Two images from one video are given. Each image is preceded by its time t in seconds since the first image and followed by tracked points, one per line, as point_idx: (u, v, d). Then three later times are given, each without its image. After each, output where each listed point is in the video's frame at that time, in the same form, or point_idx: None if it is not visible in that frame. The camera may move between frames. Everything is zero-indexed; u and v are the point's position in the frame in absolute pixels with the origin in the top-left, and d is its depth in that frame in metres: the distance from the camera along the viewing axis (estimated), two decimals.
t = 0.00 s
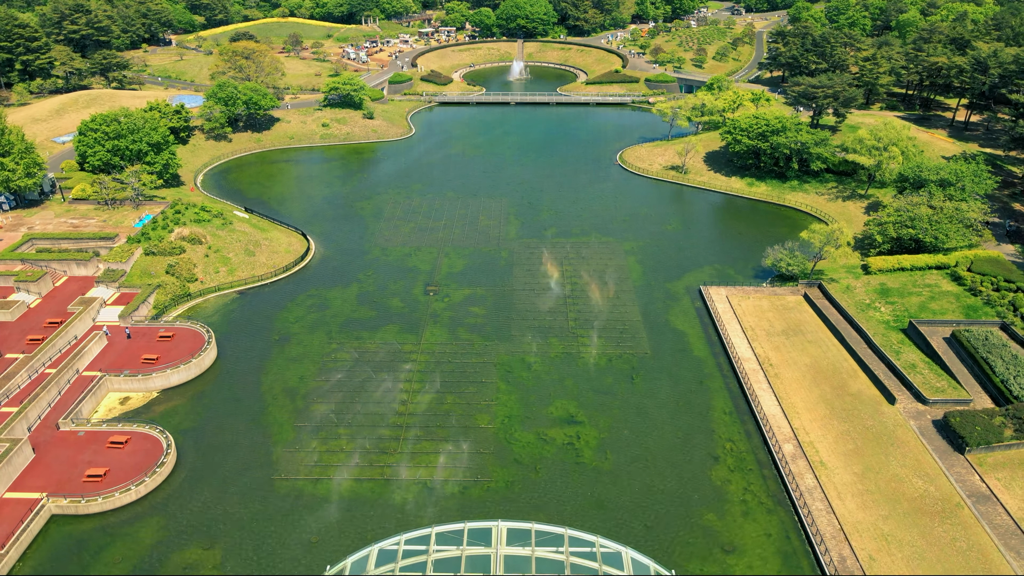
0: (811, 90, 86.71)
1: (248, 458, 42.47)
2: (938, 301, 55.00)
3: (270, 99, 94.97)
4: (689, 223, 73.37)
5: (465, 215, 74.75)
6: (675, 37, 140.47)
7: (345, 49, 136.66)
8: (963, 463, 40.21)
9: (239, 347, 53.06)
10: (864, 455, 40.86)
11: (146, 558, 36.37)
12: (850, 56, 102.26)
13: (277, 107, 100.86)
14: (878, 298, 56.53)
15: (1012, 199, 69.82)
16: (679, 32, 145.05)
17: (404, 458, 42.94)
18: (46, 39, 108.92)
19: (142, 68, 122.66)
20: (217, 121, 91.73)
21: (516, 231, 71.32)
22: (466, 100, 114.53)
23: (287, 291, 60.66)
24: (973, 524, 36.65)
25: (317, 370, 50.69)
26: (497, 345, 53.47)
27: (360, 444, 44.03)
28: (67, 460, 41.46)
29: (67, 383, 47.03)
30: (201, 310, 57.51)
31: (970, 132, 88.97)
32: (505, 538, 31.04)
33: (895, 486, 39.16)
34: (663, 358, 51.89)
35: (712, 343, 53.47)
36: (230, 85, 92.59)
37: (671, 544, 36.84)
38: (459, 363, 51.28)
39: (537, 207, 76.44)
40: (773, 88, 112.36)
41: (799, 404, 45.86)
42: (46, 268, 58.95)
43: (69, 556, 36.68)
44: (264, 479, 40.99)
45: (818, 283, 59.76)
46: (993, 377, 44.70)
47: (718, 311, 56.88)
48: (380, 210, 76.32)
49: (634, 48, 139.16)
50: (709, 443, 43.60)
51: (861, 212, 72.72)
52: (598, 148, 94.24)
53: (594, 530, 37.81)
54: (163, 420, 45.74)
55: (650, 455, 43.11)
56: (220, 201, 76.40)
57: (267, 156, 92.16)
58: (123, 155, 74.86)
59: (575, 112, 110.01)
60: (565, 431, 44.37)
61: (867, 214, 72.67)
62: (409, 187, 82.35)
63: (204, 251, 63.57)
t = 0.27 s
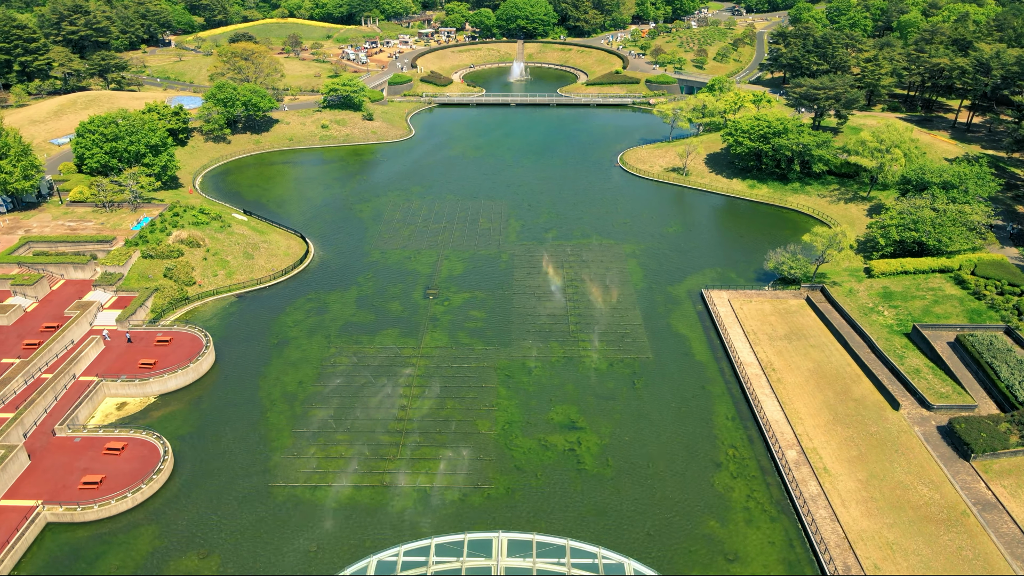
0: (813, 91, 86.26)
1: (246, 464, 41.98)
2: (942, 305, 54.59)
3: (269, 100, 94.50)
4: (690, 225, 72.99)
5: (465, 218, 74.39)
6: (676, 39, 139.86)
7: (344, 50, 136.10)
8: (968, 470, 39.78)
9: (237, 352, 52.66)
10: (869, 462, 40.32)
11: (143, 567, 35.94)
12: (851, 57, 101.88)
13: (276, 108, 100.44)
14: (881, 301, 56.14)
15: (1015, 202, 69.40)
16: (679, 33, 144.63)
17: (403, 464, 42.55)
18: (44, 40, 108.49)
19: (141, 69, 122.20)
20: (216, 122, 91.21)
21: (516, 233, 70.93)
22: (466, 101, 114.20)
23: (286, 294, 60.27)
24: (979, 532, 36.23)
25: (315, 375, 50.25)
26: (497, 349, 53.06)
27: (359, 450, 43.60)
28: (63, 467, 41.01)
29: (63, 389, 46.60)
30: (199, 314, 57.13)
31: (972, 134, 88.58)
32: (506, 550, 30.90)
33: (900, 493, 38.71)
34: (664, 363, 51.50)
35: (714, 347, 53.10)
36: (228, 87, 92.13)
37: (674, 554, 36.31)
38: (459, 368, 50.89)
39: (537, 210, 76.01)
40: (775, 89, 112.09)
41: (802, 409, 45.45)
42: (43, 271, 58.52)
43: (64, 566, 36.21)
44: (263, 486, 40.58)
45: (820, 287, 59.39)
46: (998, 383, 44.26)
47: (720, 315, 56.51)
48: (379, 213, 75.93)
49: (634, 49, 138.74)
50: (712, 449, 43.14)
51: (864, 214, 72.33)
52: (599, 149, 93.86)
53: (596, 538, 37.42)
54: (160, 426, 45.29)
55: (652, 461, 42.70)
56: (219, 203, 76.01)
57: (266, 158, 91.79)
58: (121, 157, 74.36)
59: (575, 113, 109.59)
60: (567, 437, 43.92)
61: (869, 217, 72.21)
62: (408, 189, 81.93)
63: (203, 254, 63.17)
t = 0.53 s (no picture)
0: (814, 93, 85.79)
1: (245, 474, 41.66)
2: (945, 309, 54.18)
3: (268, 101, 94.13)
4: (691, 229, 72.59)
5: (465, 221, 74.00)
6: (677, 40, 139.47)
7: (344, 52, 135.64)
8: (973, 478, 39.37)
9: (236, 357, 52.26)
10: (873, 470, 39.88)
11: None
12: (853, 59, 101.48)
13: (276, 109, 100.05)
14: (884, 305, 55.73)
15: (1018, 205, 68.91)
16: (680, 34, 144.27)
17: (403, 471, 42.12)
18: (42, 41, 108.10)
19: (140, 70, 121.75)
20: (214, 124, 90.80)
21: (517, 236, 70.54)
22: (466, 103, 113.80)
23: (284, 298, 59.88)
24: (985, 540, 35.82)
25: (314, 380, 49.82)
26: (497, 354, 52.69)
27: (358, 457, 43.17)
28: (59, 474, 40.59)
29: (60, 395, 46.17)
30: (197, 318, 56.73)
31: (974, 136, 88.16)
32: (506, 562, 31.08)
33: (905, 501, 38.29)
34: (666, 368, 51.10)
35: (716, 352, 52.71)
36: (227, 88, 91.82)
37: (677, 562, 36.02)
38: (459, 373, 50.52)
39: (537, 212, 75.63)
40: (776, 91, 111.72)
41: (805, 415, 45.04)
42: (40, 275, 58.12)
43: None
44: (261, 495, 40.18)
45: (823, 291, 59.00)
46: (1003, 389, 43.89)
47: (722, 320, 56.11)
48: (379, 216, 75.56)
49: (635, 50, 138.26)
50: (714, 458, 42.77)
51: (866, 217, 71.92)
52: (599, 151, 93.48)
53: (597, 547, 37.06)
54: (158, 432, 44.88)
55: (654, 468, 42.28)
56: (218, 206, 75.63)
57: (265, 160, 91.42)
58: (119, 159, 73.90)
59: (576, 115, 109.18)
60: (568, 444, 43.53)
61: (872, 219, 71.77)
62: (408, 191, 81.56)
63: (201, 257, 62.80)
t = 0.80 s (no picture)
0: (816, 94, 85.50)
1: (242, 481, 41.26)
2: (949, 313, 53.80)
3: (267, 103, 93.76)
4: (693, 231, 72.20)
5: (465, 223, 73.61)
6: (677, 41, 139.11)
7: (343, 52, 135.17)
8: (979, 485, 38.94)
9: (234, 361, 51.83)
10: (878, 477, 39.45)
11: None
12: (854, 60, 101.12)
13: (275, 111, 99.60)
14: (887, 310, 55.35)
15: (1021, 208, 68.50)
16: (680, 35, 143.89)
17: (402, 478, 41.71)
18: (41, 42, 107.71)
19: (139, 71, 121.38)
20: (213, 126, 90.34)
21: (517, 239, 70.14)
22: (466, 104, 113.45)
23: (283, 302, 59.49)
24: (992, 549, 35.40)
25: (313, 385, 49.42)
26: (497, 359, 52.28)
27: (358, 463, 42.75)
28: (55, 481, 40.15)
29: (56, 400, 45.74)
30: (195, 322, 56.29)
31: (976, 137, 87.79)
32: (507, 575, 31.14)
33: (909, 509, 37.86)
34: (668, 373, 50.68)
35: (718, 356, 52.30)
36: (226, 90, 91.44)
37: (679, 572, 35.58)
38: (459, 378, 50.10)
39: (538, 215, 75.24)
40: (777, 92, 111.35)
41: (808, 421, 44.62)
42: (36, 279, 57.70)
43: None
44: (259, 502, 39.77)
45: (825, 294, 58.61)
46: (1008, 395, 43.49)
47: (724, 324, 55.70)
48: (378, 218, 75.16)
49: (635, 51, 137.90)
50: (716, 465, 42.35)
51: (868, 220, 71.52)
52: (600, 153, 93.04)
53: (598, 556, 36.66)
54: (155, 438, 44.47)
55: (656, 474, 41.85)
56: (216, 208, 75.23)
57: (264, 161, 91.02)
58: (117, 161, 73.46)
59: (576, 116, 108.75)
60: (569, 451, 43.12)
61: (874, 222, 71.39)
62: (408, 193, 81.16)
63: (199, 260, 62.38)
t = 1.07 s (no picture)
0: (818, 96, 85.18)
1: (240, 489, 40.79)
2: (953, 318, 53.33)
3: (266, 104, 93.30)
4: (694, 234, 71.73)
5: (465, 226, 73.15)
6: (678, 42, 138.61)
7: (343, 53, 134.67)
8: (986, 494, 38.46)
9: (231, 367, 51.33)
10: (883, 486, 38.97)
11: None
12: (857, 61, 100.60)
13: (274, 112, 99.16)
14: (891, 314, 54.87)
15: None
16: (680, 36, 143.39)
17: (402, 486, 41.23)
18: (39, 43, 107.20)
19: (138, 72, 120.87)
20: (212, 127, 89.89)
21: (517, 242, 69.69)
22: (467, 105, 112.97)
23: (282, 306, 59.01)
24: (999, 560, 34.92)
25: (312, 391, 48.93)
26: (498, 364, 51.80)
27: (356, 471, 42.27)
28: (50, 489, 39.69)
29: (52, 407, 45.25)
30: (193, 327, 55.83)
31: (979, 139, 87.30)
32: None
33: (915, 518, 37.38)
34: (670, 379, 50.23)
35: (720, 362, 51.83)
36: (225, 92, 91.04)
37: None
38: (459, 384, 49.63)
39: (538, 217, 74.79)
40: (779, 93, 110.85)
41: (812, 428, 44.14)
42: (33, 283, 57.21)
43: None
44: (257, 512, 39.29)
45: (828, 298, 58.14)
46: (1014, 402, 43.01)
47: (726, 328, 55.21)
48: (378, 221, 74.71)
49: (636, 52, 137.39)
50: (719, 473, 41.87)
51: (871, 222, 71.14)
52: (600, 155, 92.57)
53: (600, 567, 36.21)
54: (152, 445, 44.00)
55: (658, 483, 41.37)
56: (215, 211, 74.82)
57: (263, 163, 90.58)
58: (115, 164, 72.96)
59: (577, 117, 108.33)
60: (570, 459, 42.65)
61: (877, 225, 70.91)
62: (408, 195, 80.71)
63: (198, 264, 61.91)
